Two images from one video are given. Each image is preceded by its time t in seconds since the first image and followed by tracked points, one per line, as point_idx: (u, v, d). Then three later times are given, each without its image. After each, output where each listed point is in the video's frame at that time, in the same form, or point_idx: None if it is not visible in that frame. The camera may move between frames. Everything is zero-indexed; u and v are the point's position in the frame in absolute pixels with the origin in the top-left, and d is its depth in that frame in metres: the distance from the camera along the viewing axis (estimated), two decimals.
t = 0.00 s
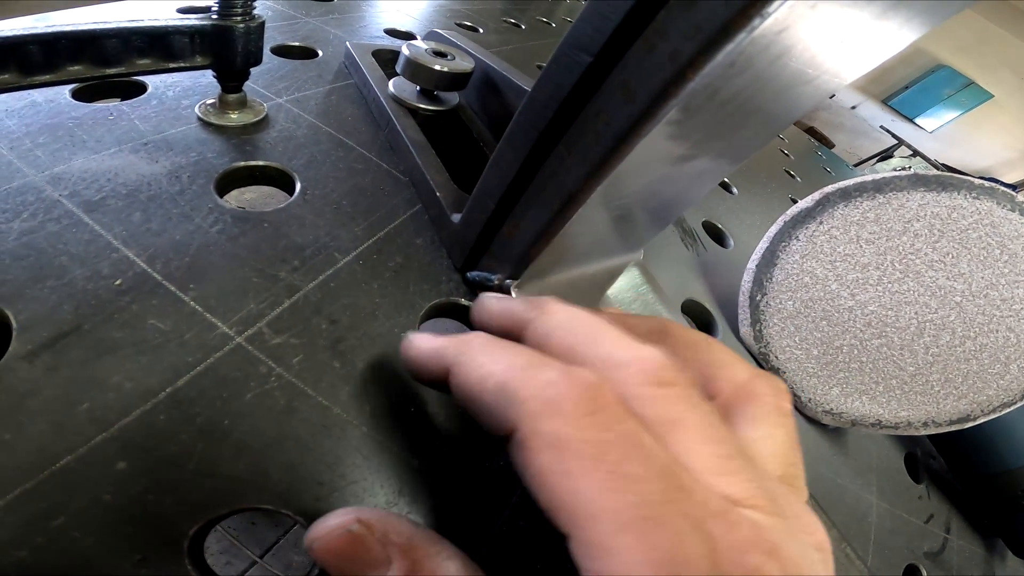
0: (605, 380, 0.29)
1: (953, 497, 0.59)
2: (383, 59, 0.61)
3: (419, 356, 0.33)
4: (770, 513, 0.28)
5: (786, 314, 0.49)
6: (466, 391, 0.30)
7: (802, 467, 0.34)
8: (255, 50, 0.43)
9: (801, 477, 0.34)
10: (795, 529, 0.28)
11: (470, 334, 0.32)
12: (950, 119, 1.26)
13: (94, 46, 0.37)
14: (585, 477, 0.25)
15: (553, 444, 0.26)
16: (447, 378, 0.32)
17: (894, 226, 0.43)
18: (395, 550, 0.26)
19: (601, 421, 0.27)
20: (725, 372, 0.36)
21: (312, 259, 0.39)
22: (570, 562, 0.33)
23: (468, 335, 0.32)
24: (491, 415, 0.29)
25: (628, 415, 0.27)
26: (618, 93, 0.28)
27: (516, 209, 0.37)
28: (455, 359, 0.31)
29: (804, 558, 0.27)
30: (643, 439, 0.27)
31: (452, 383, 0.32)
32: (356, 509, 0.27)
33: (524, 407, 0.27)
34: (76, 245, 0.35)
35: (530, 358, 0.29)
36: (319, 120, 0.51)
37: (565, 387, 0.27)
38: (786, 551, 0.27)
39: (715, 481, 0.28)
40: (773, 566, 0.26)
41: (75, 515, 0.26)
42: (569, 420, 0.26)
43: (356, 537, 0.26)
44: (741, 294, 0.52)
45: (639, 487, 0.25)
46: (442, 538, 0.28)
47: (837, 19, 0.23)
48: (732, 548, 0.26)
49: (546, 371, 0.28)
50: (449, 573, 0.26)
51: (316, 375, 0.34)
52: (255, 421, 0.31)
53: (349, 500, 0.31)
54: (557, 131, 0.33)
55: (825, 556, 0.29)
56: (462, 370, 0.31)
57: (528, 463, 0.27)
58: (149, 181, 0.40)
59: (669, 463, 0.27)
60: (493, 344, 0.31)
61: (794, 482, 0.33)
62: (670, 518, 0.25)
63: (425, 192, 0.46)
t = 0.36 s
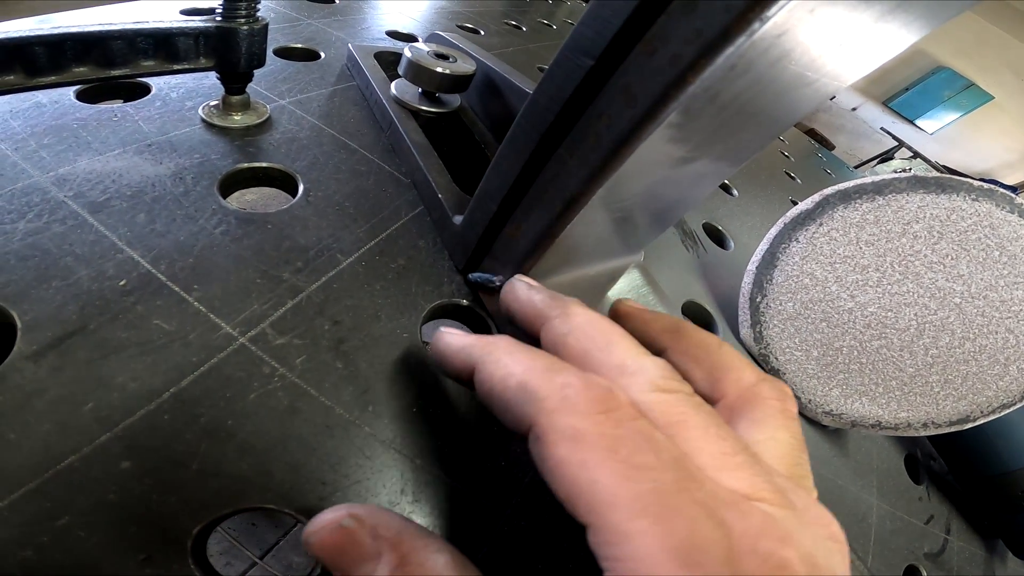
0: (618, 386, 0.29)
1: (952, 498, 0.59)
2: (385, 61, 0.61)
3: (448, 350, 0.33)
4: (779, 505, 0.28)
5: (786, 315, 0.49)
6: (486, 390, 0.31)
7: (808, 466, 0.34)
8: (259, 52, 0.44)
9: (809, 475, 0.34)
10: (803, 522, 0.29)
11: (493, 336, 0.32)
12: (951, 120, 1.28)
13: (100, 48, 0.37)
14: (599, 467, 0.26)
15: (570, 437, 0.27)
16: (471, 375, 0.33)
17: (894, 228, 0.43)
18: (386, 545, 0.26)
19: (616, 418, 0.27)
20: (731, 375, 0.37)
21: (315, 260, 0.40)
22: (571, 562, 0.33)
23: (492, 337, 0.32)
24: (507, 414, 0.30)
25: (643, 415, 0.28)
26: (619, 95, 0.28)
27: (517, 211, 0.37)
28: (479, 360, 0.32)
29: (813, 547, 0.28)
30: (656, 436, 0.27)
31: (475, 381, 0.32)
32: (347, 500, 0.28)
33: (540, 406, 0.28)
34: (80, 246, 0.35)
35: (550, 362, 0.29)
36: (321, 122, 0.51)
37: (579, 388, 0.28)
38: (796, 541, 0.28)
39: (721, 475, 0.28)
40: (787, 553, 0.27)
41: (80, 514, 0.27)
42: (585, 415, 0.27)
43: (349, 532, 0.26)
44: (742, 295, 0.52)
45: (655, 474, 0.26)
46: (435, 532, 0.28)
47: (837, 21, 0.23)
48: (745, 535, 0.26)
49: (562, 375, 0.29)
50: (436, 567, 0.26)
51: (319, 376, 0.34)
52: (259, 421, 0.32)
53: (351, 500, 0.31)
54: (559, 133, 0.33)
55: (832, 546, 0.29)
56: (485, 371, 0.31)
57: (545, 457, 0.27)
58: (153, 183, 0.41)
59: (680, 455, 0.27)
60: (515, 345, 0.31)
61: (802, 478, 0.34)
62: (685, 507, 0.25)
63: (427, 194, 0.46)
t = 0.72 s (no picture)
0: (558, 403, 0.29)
1: (957, 499, 0.59)
2: (385, 61, 0.61)
3: (409, 372, 0.34)
4: (714, 514, 0.28)
5: (789, 315, 0.49)
6: (437, 412, 0.31)
7: (765, 465, 0.34)
8: (259, 53, 0.44)
9: (769, 476, 0.34)
10: (747, 534, 0.29)
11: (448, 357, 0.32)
12: (953, 118, 1.28)
13: (102, 50, 0.37)
14: (528, 485, 0.26)
15: (501, 456, 0.27)
16: (428, 398, 0.33)
17: (897, 227, 0.43)
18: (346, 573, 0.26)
19: (538, 437, 0.27)
20: (683, 381, 0.37)
21: (315, 260, 0.40)
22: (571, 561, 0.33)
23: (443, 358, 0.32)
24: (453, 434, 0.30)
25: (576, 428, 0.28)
26: (618, 93, 0.28)
27: (517, 210, 0.37)
28: (432, 382, 0.32)
29: (748, 558, 0.27)
30: (594, 452, 0.27)
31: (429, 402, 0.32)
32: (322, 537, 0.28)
33: (479, 427, 0.28)
34: (81, 246, 0.36)
35: (495, 380, 0.29)
36: (321, 122, 0.51)
37: (516, 409, 0.28)
38: (731, 552, 0.27)
39: (657, 486, 0.29)
40: (711, 565, 0.26)
41: (79, 514, 0.27)
42: (515, 435, 0.27)
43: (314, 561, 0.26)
44: (744, 294, 0.52)
45: (579, 492, 0.26)
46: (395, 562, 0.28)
47: (836, 18, 0.23)
48: (668, 548, 0.26)
49: (503, 397, 0.28)
50: None
51: (319, 376, 0.34)
52: (258, 421, 0.32)
53: (350, 500, 0.31)
54: (558, 132, 0.33)
55: (779, 557, 0.29)
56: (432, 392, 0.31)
57: (483, 476, 0.27)
58: (154, 183, 0.41)
59: (611, 469, 0.27)
60: (465, 366, 0.31)
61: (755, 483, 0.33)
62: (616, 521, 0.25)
63: (427, 194, 0.46)
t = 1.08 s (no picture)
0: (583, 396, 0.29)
1: (955, 499, 0.59)
2: (386, 63, 0.61)
3: (421, 359, 0.34)
4: (742, 513, 0.28)
5: (788, 317, 0.49)
6: (455, 401, 0.31)
7: (780, 463, 0.35)
8: (260, 54, 0.44)
9: (784, 476, 0.34)
10: (775, 532, 0.29)
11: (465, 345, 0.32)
12: (953, 120, 1.26)
13: (104, 51, 0.38)
14: (560, 480, 0.26)
15: (531, 450, 0.27)
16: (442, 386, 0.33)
17: (894, 228, 0.43)
18: (361, 564, 0.26)
19: (569, 431, 0.27)
20: (700, 379, 0.37)
21: (316, 261, 0.40)
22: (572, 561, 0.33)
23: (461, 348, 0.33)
24: (475, 425, 0.30)
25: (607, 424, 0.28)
26: (617, 96, 0.29)
27: (517, 212, 0.37)
28: (448, 370, 0.32)
29: (777, 556, 0.28)
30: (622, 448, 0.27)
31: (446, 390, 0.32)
32: (323, 529, 0.29)
33: (505, 419, 0.28)
34: (84, 247, 0.36)
35: (518, 372, 0.30)
36: (322, 124, 0.51)
37: (544, 401, 0.28)
38: (761, 551, 0.28)
39: (687, 483, 0.29)
40: (745, 564, 0.27)
41: (82, 514, 0.27)
42: (545, 428, 0.27)
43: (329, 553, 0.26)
44: (743, 296, 0.52)
45: (613, 488, 0.26)
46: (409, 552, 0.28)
47: (834, 21, 0.23)
48: (703, 547, 0.26)
49: (528, 388, 0.29)
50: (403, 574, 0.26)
51: (320, 377, 0.34)
52: (260, 421, 0.32)
53: (352, 501, 0.31)
54: (558, 134, 0.33)
55: (806, 556, 0.29)
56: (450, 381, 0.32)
57: (508, 469, 0.27)
58: (155, 185, 0.41)
59: (643, 466, 0.27)
60: (484, 355, 0.31)
61: (775, 482, 0.34)
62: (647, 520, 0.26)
63: (428, 196, 0.46)
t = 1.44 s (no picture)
0: (591, 390, 0.29)
1: (954, 498, 0.60)
2: (384, 63, 0.62)
3: (428, 354, 0.34)
4: (750, 509, 0.28)
5: (786, 316, 0.49)
6: (462, 395, 0.31)
7: (786, 461, 0.35)
8: (258, 54, 0.44)
9: (788, 475, 0.34)
10: (782, 528, 0.29)
11: (473, 337, 0.32)
12: (951, 120, 1.27)
13: (102, 51, 0.38)
14: (568, 474, 0.26)
15: (537, 442, 0.27)
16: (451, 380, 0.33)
17: (891, 227, 0.43)
18: (368, 554, 0.26)
19: (575, 424, 0.27)
20: (707, 376, 0.37)
21: (314, 261, 0.40)
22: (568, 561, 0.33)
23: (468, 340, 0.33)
24: (482, 417, 0.30)
25: (614, 418, 0.28)
26: (613, 95, 0.29)
27: (515, 211, 0.37)
28: (455, 363, 0.32)
29: (784, 553, 0.28)
30: (629, 442, 0.27)
31: (452, 383, 0.32)
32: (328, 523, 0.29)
33: (511, 411, 0.28)
34: (81, 247, 0.36)
35: (524, 364, 0.29)
36: (320, 124, 0.51)
37: (550, 394, 0.28)
38: (768, 547, 0.27)
39: (693, 479, 0.28)
40: (753, 560, 0.26)
41: (80, 513, 0.27)
42: (552, 421, 0.27)
43: (338, 544, 0.27)
44: (740, 296, 0.52)
45: (619, 482, 0.26)
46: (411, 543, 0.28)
47: (830, 20, 0.23)
48: (710, 542, 0.26)
49: (535, 381, 0.28)
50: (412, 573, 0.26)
51: (318, 376, 0.34)
52: (257, 420, 0.32)
53: (350, 501, 0.31)
54: (555, 133, 0.33)
55: (811, 553, 0.29)
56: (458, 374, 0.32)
57: (515, 461, 0.27)
58: (153, 185, 0.41)
59: (649, 460, 0.27)
60: (491, 349, 0.31)
61: (779, 480, 0.33)
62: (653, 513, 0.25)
63: (426, 196, 0.46)
